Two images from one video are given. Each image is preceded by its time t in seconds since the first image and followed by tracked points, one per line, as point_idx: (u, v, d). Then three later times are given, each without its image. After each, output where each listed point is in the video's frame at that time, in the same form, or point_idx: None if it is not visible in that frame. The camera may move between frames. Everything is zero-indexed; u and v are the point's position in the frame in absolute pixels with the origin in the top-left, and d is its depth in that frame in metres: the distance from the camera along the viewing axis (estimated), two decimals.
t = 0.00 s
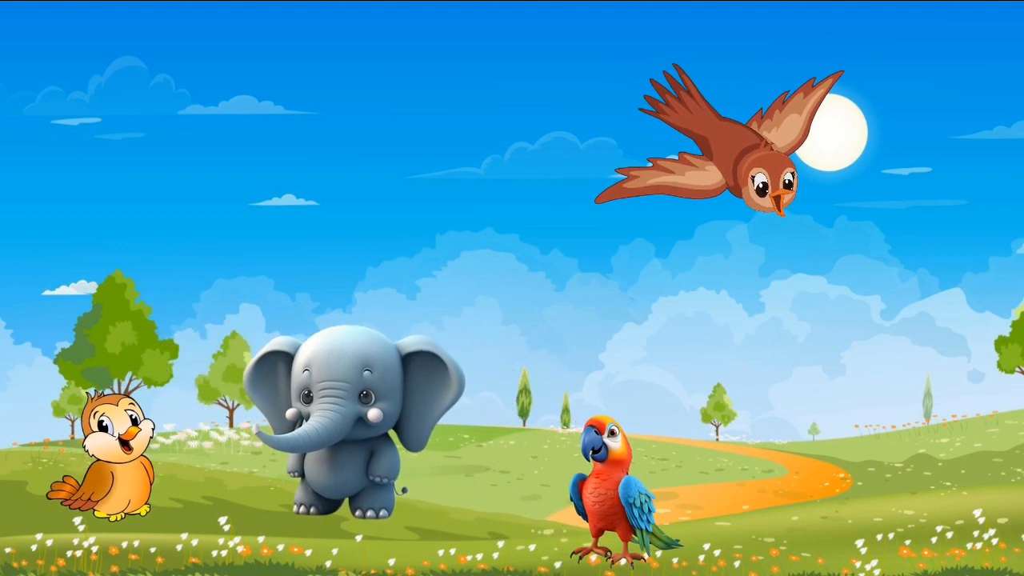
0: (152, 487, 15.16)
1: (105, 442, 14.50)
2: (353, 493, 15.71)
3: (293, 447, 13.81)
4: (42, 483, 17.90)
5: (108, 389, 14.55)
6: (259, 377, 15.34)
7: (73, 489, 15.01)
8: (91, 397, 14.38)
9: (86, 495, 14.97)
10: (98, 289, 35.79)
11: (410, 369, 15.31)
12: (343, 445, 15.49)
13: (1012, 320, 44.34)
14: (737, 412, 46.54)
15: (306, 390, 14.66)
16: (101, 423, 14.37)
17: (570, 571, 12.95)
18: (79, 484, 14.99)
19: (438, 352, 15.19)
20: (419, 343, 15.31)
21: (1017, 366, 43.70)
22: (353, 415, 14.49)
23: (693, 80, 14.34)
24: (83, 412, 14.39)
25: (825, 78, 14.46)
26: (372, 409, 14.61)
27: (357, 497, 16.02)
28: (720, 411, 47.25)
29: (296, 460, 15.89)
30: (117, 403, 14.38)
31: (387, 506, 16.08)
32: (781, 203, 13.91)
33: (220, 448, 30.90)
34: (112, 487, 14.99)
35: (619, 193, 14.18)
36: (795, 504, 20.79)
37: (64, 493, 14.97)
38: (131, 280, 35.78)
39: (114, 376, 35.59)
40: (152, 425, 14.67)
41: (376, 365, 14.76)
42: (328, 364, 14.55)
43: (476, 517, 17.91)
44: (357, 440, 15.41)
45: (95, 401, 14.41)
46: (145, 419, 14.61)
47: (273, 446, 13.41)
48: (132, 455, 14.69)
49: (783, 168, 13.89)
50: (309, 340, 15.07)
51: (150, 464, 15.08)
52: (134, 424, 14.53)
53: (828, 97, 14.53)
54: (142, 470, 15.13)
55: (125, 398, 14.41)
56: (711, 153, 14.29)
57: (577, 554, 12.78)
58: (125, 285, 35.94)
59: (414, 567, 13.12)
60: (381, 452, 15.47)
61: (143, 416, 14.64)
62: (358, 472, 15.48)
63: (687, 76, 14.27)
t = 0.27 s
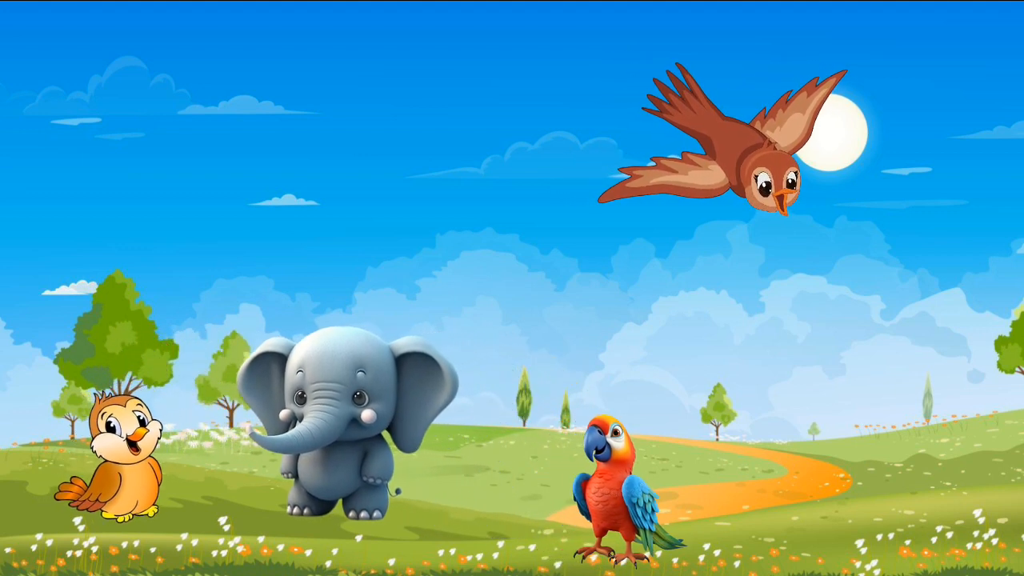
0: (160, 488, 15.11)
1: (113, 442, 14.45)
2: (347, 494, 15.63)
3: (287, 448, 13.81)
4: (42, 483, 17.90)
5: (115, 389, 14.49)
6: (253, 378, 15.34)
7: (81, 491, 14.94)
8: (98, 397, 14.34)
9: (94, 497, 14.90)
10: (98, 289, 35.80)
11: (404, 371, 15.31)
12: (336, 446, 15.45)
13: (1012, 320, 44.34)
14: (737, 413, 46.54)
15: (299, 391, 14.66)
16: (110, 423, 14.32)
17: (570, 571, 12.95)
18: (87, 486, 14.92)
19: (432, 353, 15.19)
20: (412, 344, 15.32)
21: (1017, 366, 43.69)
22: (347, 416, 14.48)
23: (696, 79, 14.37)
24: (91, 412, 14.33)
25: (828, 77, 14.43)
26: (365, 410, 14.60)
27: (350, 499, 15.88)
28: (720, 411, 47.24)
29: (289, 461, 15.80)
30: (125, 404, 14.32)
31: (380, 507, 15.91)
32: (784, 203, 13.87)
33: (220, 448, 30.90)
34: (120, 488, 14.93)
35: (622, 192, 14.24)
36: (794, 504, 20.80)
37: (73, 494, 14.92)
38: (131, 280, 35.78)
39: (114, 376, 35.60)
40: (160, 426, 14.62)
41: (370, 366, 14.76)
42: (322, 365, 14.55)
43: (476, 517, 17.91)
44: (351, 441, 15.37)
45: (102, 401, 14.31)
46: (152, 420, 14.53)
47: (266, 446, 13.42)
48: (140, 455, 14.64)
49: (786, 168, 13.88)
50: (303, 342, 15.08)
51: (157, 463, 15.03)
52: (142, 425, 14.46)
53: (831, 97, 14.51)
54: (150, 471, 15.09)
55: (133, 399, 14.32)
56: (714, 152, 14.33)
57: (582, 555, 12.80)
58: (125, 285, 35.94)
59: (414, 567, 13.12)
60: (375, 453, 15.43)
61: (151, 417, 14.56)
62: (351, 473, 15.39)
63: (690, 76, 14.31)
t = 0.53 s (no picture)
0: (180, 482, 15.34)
1: (133, 437, 14.59)
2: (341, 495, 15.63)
3: (281, 449, 13.80)
4: (42, 483, 17.91)
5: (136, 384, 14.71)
6: (246, 379, 15.33)
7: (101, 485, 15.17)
8: (119, 392, 14.57)
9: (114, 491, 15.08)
10: (98, 289, 35.81)
11: (397, 372, 15.31)
12: (330, 447, 15.43)
13: (1012, 320, 44.33)
14: (737, 413, 46.54)
15: (293, 392, 14.65)
16: (130, 418, 14.50)
17: (570, 571, 12.95)
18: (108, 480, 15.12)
19: (425, 354, 15.19)
20: (406, 345, 15.32)
21: (1017, 366, 43.69)
22: (341, 417, 14.48)
23: (698, 79, 14.33)
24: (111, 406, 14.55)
25: (831, 77, 14.43)
26: (359, 411, 14.59)
27: (344, 500, 15.88)
28: (720, 411, 47.24)
29: (283, 462, 15.75)
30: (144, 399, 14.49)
31: (374, 508, 15.88)
32: (787, 202, 13.92)
33: (220, 448, 30.90)
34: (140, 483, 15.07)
35: (625, 191, 14.23)
36: (794, 504, 20.81)
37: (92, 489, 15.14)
38: (131, 280, 35.79)
39: (114, 376, 35.60)
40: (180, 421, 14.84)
41: (364, 367, 14.75)
42: (316, 366, 14.54)
43: (476, 517, 17.91)
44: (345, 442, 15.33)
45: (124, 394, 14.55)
46: (172, 415, 14.74)
47: (260, 447, 13.41)
48: (159, 450, 14.81)
49: (790, 167, 13.97)
50: (296, 342, 15.06)
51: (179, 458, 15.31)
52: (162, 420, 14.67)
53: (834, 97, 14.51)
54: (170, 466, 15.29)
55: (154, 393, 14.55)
56: (717, 152, 14.33)
57: (586, 554, 12.87)
58: (125, 285, 35.95)
59: (414, 567, 13.12)
60: (368, 454, 15.41)
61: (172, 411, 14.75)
62: (344, 475, 15.37)
63: (692, 75, 14.27)
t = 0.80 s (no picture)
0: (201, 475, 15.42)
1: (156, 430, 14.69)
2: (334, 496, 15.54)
3: (274, 450, 13.81)
4: (42, 483, 17.91)
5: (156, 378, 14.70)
6: (240, 380, 15.31)
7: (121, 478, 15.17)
8: (140, 386, 14.53)
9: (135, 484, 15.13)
10: (98, 289, 35.83)
11: (391, 373, 15.30)
12: (324, 447, 15.33)
13: (1012, 320, 44.33)
14: (737, 412, 46.55)
15: (287, 393, 14.65)
16: (150, 413, 14.52)
17: (570, 571, 12.95)
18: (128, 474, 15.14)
19: (419, 355, 15.17)
20: (399, 346, 15.30)
21: (1017, 366, 43.69)
22: (334, 418, 14.48)
23: (702, 78, 14.35)
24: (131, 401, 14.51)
25: (834, 76, 14.44)
26: (352, 412, 14.59)
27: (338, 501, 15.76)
28: (720, 411, 47.25)
29: (278, 463, 15.72)
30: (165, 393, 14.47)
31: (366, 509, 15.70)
32: (790, 202, 13.85)
33: (220, 448, 30.91)
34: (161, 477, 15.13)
35: (628, 190, 14.22)
36: (794, 504, 20.81)
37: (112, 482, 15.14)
38: (131, 280, 35.82)
39: (115, 376, 35.61)
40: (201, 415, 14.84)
41: (357, 369, 14.75)
42: (309, 367, 14.54)
43: (476, 517, 17.91)
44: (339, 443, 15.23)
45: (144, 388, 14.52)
46: (193, 409, 14.74)
47: (253, 447, 13.43)
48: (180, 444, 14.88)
49: (793, 167, 13.88)
50: (290, 343, 15.06)
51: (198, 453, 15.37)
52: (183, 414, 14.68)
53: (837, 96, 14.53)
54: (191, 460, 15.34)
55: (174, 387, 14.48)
56: (721, 151, 14.33)
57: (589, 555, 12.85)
58: (125, 286, 35.98)
59: (414, 567, 13.12)
60: (362, 455, 15.31)
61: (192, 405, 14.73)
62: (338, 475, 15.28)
63: (696, 74, 14.28)
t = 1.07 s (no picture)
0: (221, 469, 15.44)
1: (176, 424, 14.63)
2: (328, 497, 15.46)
3: (267, 451, 13.81)
4: (42, 483, 17.91)
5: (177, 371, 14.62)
6: (233, 381, 15.29)
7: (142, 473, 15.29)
8: (159, 378, 14.48)
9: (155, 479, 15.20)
10: (98, 289, 35.84)
11: (385, 373, 15.27)
12: (317, 448, 15.26)
13: (1012, 320, 44.33)
14: (737, 412, 46.55)
15: (280, 394, 14.64)
16: (170, 407, 14.49)
17: (570, 571, 12.95)
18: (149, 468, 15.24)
19: (413, 356, 15.15)
20: (393, 347, 15.26)
21: (1016, 366, 43.69)
22: (328, 419, 14.47)
23: (705, 78, 14.34)
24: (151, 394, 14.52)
25: (837, 76, 14.45)
26: (346, 413, 14.59)
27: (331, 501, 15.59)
28: (720, 411, 47.24)
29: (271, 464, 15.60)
30: (185, 386, 14.46)
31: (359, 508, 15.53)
32: (794, 201, 13.87)
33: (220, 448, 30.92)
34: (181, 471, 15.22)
35: (632, 189, 14.22)
36: (794, 504, 20.81)
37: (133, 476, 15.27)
38: (131, 280, 35.84)
39: (115, 376, 35.60)
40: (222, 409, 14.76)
41: (351, 369, 14.74)
42: (303, 368, 14.52)
43: (476, 517, 17.90)
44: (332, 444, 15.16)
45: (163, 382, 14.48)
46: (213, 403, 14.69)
47: (245, 448, 13.42)
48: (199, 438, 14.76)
49: (797, 166, 13.88)
50: (284, 344, 15.04)
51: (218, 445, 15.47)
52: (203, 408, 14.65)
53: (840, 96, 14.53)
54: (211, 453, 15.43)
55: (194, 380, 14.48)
56: (724, 151, 14.32)
57: (591, 555, 12.84)
58: (125, 285, 36.00)
59: (414, 567, 13.12)
60: (355, 456, 15.22)
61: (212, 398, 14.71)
62: (331, 477, 15.22)
63: (699, 74, 14.26)
